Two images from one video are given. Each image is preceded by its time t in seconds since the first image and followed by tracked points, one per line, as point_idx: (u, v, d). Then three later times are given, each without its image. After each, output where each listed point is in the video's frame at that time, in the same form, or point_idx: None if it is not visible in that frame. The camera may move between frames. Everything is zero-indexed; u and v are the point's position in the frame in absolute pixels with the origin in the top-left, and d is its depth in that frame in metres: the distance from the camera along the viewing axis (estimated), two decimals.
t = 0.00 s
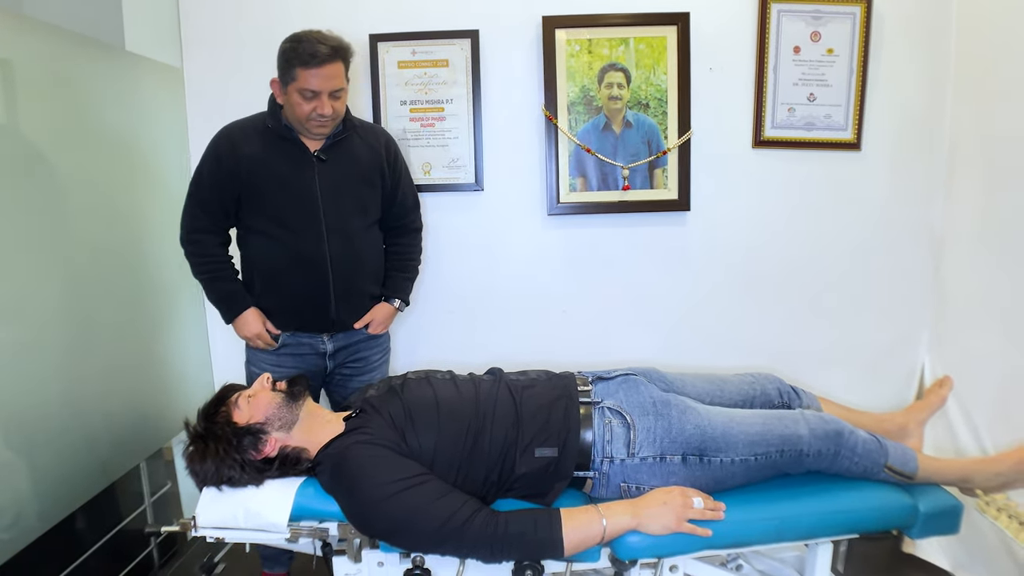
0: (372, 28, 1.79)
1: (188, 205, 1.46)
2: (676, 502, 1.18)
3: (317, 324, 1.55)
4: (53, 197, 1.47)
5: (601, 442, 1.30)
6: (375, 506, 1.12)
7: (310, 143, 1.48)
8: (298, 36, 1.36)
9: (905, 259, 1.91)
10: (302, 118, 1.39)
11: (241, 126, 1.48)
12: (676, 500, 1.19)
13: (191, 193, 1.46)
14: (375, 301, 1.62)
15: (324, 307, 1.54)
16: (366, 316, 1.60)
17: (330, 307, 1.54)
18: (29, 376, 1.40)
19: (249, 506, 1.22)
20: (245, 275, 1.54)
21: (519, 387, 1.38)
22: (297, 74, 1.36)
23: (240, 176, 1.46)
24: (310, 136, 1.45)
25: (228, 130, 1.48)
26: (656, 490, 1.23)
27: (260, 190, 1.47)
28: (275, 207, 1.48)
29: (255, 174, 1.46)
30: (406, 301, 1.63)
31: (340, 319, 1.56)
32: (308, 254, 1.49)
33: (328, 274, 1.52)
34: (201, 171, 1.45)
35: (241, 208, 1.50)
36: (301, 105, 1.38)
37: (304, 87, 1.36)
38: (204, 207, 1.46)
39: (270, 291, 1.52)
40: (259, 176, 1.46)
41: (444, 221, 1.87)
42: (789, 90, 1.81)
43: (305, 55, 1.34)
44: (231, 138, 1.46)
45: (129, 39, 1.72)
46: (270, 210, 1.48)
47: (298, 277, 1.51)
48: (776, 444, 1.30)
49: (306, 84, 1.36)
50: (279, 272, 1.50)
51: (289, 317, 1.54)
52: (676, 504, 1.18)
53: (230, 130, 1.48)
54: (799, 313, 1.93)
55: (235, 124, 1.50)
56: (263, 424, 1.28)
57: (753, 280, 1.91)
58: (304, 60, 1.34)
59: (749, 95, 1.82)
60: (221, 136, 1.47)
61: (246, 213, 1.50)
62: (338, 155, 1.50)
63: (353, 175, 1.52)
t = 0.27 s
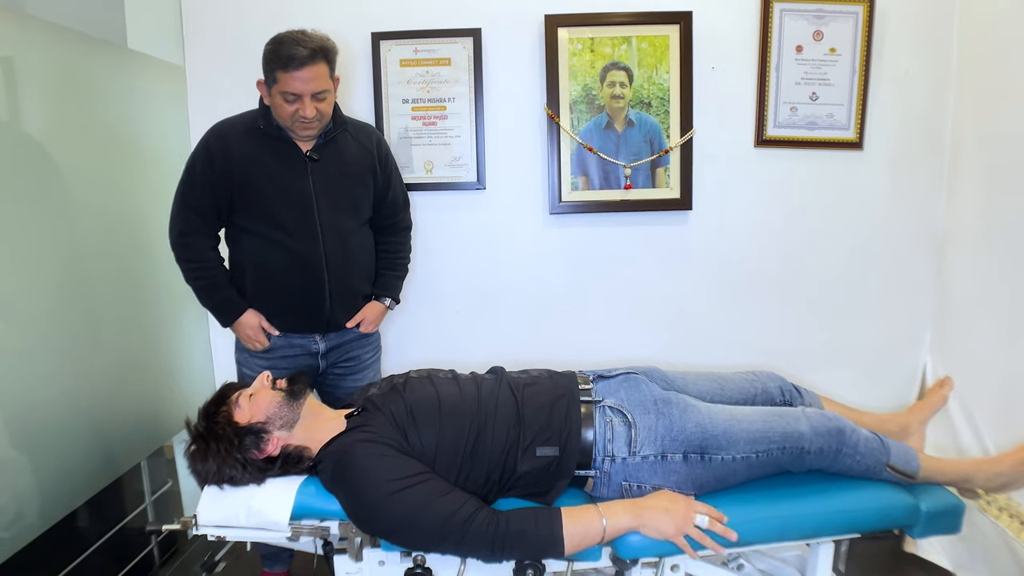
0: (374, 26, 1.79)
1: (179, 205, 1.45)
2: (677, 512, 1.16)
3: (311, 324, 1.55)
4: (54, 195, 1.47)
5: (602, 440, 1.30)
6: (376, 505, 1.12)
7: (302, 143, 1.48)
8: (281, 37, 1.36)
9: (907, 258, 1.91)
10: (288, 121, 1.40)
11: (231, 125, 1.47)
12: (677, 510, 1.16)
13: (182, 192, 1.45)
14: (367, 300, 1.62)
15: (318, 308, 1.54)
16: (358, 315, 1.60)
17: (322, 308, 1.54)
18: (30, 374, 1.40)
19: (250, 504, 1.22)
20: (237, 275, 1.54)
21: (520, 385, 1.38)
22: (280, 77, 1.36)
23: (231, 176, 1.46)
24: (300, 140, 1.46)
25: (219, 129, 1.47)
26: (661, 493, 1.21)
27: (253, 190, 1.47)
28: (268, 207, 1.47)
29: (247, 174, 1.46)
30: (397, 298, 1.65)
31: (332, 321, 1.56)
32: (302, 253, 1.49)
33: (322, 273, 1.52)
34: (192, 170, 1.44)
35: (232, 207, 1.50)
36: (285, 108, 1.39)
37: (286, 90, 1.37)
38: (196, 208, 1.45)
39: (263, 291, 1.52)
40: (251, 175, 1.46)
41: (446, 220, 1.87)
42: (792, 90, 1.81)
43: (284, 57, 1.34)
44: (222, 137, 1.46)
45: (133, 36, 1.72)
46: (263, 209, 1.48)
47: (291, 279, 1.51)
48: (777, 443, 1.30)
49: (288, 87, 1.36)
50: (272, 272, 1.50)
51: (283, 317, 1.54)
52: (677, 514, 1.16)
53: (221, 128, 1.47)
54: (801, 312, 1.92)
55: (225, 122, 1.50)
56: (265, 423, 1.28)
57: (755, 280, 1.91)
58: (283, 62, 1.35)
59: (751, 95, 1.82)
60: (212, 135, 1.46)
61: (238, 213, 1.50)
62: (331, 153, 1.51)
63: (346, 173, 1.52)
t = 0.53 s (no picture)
0: (375, 26, 1.79)
1: (177, 203, 1.44)
2: (679, 514, 1.16)
3: (307, 324, 1.55)
4: (54, 194, 1.47)
5: (603, 435, 1.30)
6: (377, 502, 1.12)
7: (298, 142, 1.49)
8: (276, 34, 1.38)
9: (907, 258, 1.91)
10: (281, 117, 1.42)
11: (227, 122, 1.47)
12: (679, 512, 1.16)
13: (180, 190, 1.44)
14: (363, 299, 1.63)
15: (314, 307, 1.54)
16: (353, 314, 1.61)
17: (317, 307, 1.54)
18: (30, 373, 1.40)
19: (251, 504, 1.22)
20: (230, 274, 1.53)
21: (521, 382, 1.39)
22: (273, 72, 1.38)
23: (229, 173, 1.46)
24: (293, 137, 1.47)
25: (216, 126, 1.46)
26: (662, 495, 1.21)
27: (250, 187, 1.47)
28: (264, 204, 1.47)
29: (244, 171, 1.46)
30: (392, 298, 1.65)
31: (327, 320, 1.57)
32: (300, 251, 1.49)
33: (320, 270, 1.52)
34: (189, 167, 1.44)
35: (229, 205, 1.49)
36: (279, 104, 1.40)
37: (279, 86, 1.38)
38: (194, 204, 1.45)
39: (258, 290, 1.51)
40: (248, 172, 1.46)
41: (447, 219, 1.87)
42: (793, 90, 1.81)
43: (277, 52, 1.36)
44: (219, 134, 1.45)
45: (133, 36, 1.73)
46: (261, 207, 1.48)
47: (289, 278, 1.51)
48: (778, 438, 1.30)
49: (282, 82, 1.38)
50: (268, 270, 1.50)
51: (278, 316, 1.54)
52: (679, 516, 1.16)
53: (218, 125, 1.47)
54: (802, 312, 1.92)
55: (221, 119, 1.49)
56: (267, 427, 1.28)
57: (755, 281, 1.91)
58: (277, 57, 1.36)
59: (752, 95, 1.82)
60: (208, 132, 1.45)
61: (234, 211, 1.50)
62: (327, 151, 1.51)
63: (341, 172, 1.53)
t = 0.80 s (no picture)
0: (374, 27, 1.79)
1: (172, 201, 1.45)
2: (678, 514, 1.16)
3: (302, 324, 1.56)
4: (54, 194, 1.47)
5: (602, 429, 1.30)
6: (376, 499, 1.12)
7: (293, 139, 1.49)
8: (272, 33, 1.38)
9: (906, 259, 1.91)
10: (277, 114, 1.42)
11: (222, 121, 1.48)
12: (678, 512, 1.16)
13: (175, 188, 1.44)
14: (359, 299, 1.62)
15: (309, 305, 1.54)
16: (349, 314, 1.60)
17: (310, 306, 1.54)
18: (29, 373, 1.40)
19: (251, 505, 1.22)
20: (225, 273, 1.53)
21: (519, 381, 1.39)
22: (270, 69, 1.38)
23: (224, 170, 1.46)
24: (289, 135, 1.47)
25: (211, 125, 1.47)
26: (661, 495, 1.21)
27: (245, 185, 1.48)
28: (259, 202, 1.48)
29: (238, 169, 1.46)
30: (389, 299, 1.64)
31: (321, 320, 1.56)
32: (296, 248, 1.50)
33: (316, 268, 1.52)
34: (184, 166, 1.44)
35: (225, 203, 1.49)
36: (275, 100, 1.40)
37: (276, 82, 1.39)
38: (189, 203, 1.45)
39: (253, 289, 1.51)
40: (243, 170, 1.47)
41: (445, 220, 1.87)
42: (792, 91, 1.81)
43: (274, 49, 1.36)
44: (213, 133, 1.46)
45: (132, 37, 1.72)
46: (257, 205, 1.48)
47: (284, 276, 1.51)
48: (775, 432, 1.31)
49: (279, 79, 1.38)
50: (263, 268, 1.50)
51: (274, 317, 1.54)
52: (678, 516, 1.15)
53: (212, 124, 1.47)
54: (801, 313, 1.93)
55: (216, 118, 1.50)
56: (268, 431, 1.27)
57: (755, 281, 1.91)
58: (274, 54, 1.37)
59: (751, 96, 1.82)
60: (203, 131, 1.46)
61: (230, 209, 1.50)
62: (323, 148, 1.52)
63: (339, 170, 1.53)
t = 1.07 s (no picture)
0: (374, 27, 1.79)
1: (170, 201, 1.46)
2: (678, 514, 1.15)
3: (301, 324, 1.55)
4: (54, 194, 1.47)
5: (599, 431, 1.31)
6: (375, 499, 1.12)
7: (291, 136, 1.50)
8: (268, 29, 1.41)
9: (906, 259, 1.91)
10: (276, 108, 1.43)
11: (219, 121, 1.49)
12: (678, 512, 1.16)
13: (174, 188, 1.46)
14: (358, 299, 1.62)
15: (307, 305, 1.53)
16: (348, 313, 1.60)
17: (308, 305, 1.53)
18: (29, 373, 1.40)
19: (250, 505, 1.22)
20: (224, 272, 1.54)
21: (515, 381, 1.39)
22: (268, 63, 1.40)
23: (221, 170, 1.46)
24: (288, 131, 1.47)
25: (209, 125, 1.48)
26: (661, 496, 1.21)
27: (243, 185, 1.48)
28: (257, 202, 1.48)
29: (235, 168, 1.47)
30: (389, 298, 1.64)
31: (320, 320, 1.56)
32: (294, 248, 1.49)
33: (314, 268, 1.52)
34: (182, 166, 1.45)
35: (223, 203, 1.50)
36: (274, 94, 1.42)
37: (275, 75, 1.40)
38: (187, 202, 1.46)
39: (251, 288, 1.51)
40: (240, 169, 1.47)
41: (446, 219, 1.87)
42: (792, 91, 1.81)
43: (272, 43, 1.39)
44: (211, 133, 1.47)
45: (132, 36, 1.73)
46: (254, 205, 1.48)
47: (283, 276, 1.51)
48: (772, 432, 1.31)
49: (278, 72, 1.40)
50: (261, 268, 1.50)
51: (273, 317, 1.54)
52: (678, 516, 1.15)
53: (209, 124, 1.48)
54: (801, 313, 1.92)
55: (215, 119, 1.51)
56: (266, 434, 1.26)
57: (755, 281, 1.91)
58: (272, 47, 1.39)
59: (751, 96, 1.82)
60: (201, 131, 1.47)
61: (227, 209, 1.50)
62: (319, 147, 1.52)
63: (337, 168, 1.53)
